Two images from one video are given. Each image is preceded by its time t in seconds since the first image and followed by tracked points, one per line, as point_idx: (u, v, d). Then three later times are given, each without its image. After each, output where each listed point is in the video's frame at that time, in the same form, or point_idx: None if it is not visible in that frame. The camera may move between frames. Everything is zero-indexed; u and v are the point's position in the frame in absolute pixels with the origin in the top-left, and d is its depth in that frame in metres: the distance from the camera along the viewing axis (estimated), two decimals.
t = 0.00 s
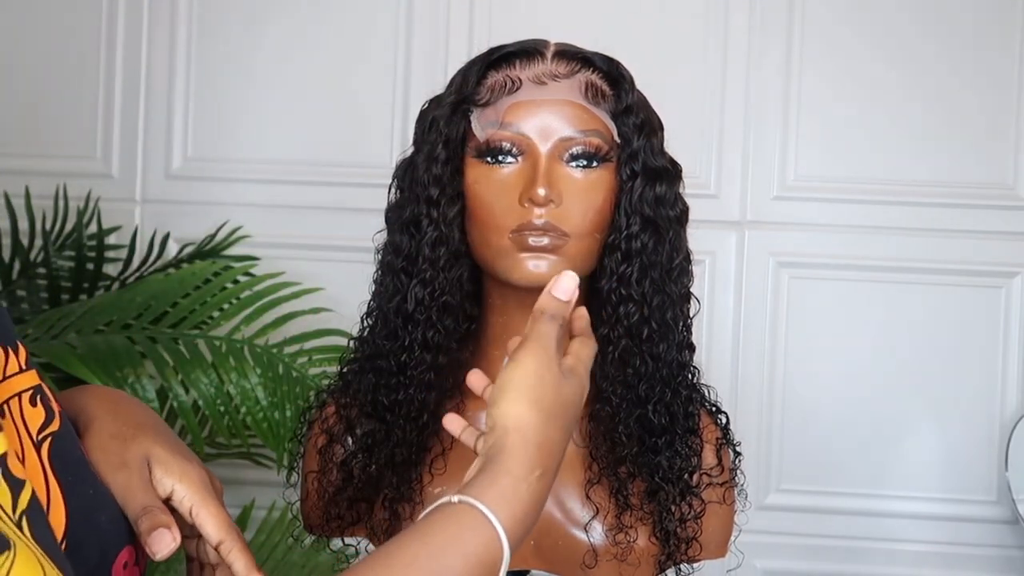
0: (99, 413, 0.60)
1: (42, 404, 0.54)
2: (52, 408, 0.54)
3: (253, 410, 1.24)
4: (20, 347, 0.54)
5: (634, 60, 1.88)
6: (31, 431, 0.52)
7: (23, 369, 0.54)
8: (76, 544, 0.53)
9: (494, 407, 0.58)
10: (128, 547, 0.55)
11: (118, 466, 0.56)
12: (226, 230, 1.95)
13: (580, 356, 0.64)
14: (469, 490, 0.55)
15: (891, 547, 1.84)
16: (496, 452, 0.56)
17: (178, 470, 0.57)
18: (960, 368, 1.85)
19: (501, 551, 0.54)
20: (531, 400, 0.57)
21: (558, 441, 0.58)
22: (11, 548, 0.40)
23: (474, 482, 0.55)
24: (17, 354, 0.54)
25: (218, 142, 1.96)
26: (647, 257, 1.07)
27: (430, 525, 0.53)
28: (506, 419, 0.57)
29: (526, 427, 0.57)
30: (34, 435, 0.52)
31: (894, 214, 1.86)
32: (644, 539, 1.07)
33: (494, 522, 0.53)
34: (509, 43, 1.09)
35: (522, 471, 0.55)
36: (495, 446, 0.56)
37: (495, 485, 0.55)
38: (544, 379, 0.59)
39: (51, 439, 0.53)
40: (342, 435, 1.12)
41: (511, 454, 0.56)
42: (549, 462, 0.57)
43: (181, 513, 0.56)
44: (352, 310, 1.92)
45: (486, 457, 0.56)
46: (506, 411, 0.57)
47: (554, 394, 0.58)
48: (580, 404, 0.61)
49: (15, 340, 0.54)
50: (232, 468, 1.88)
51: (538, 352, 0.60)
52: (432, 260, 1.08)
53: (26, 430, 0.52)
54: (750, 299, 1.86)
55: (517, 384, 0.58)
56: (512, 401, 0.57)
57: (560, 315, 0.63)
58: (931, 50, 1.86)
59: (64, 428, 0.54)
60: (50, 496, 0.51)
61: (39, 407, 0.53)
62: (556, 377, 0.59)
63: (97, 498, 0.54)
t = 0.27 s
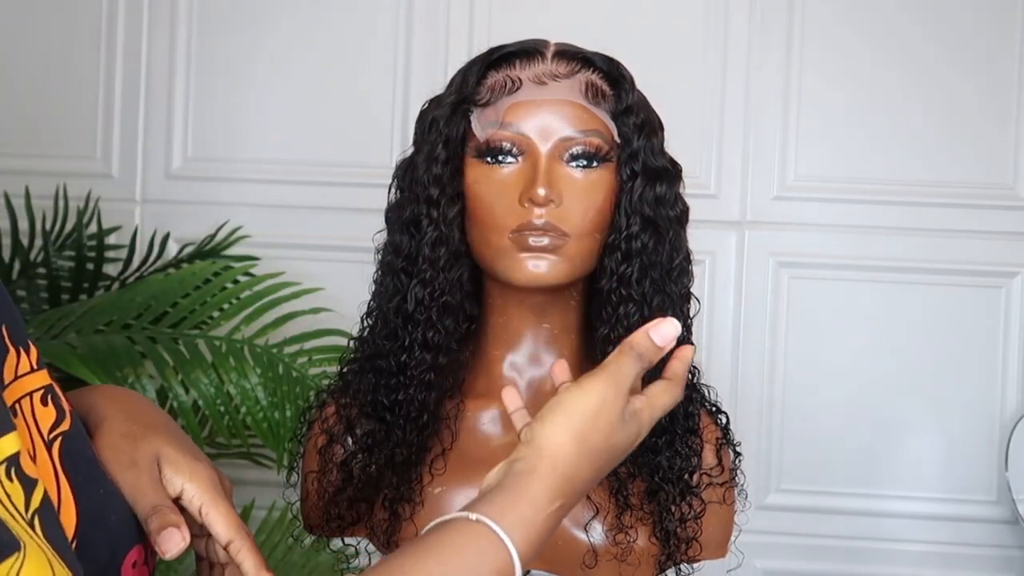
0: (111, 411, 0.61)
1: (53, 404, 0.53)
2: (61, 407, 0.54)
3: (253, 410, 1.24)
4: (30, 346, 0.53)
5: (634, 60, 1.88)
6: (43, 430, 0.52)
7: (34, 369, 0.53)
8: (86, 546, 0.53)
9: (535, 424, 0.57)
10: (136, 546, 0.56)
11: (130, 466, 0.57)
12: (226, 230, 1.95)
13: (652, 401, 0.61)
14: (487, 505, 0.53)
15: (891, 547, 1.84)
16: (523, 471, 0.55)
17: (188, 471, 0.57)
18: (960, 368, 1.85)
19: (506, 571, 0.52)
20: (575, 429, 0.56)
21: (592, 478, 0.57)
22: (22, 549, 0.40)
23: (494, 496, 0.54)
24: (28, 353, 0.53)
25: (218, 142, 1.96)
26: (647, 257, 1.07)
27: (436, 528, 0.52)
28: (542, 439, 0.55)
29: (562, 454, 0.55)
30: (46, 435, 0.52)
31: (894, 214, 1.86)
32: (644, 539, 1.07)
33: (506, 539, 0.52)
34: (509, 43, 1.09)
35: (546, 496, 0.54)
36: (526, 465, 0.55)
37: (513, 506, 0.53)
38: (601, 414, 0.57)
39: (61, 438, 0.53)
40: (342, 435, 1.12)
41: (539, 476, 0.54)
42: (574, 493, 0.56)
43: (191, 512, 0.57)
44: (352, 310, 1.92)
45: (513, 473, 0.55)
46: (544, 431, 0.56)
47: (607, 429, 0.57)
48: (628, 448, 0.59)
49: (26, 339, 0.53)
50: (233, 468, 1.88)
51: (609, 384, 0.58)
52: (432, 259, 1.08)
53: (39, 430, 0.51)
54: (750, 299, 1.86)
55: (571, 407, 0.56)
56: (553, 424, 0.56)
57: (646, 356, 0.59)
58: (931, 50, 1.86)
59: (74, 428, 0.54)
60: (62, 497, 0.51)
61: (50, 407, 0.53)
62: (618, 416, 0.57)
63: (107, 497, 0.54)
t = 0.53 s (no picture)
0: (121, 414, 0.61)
1: (62, 404, 0.54)
2: (70, 406, 0.55)
3: (253, 410, 1.24)
4: (39, 347, 0.55)
5: (634, 60, 1.88)
6: (51, 431, 0.53)
7: (43, 369, 0.54)
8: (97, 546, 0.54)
9: (536, 416, 0.57)
10: (143, 546, 0.57)
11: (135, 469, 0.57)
12: (227, 230, 1.95)
13: (649, 390, 0.61)
14: (489, 499, 0.53)
15: (891, 546, 1.84)
16: (524, 464, 0.54)
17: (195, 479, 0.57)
18: (960, 368, 1.85)
19: (511, 563, 0.52)
20: (574, 421, 0.56)
21: (592, 469, 0.57)
22: (30, 549, 0.40)
23: (496, 490, 0.53)
24: (37, 354, 0.54)
25: (218, 142, 1.96)
26: (647, 257, 1.07)
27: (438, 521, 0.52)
28: (543, 431, 0.55)
29: (562, 446, 0.55)
30: (54, 435, 0.53)
31: (894, 214, 1.86)
32: (644, 539, 1.07)
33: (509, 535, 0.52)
34: (509, 43, 1.09)
35: (547, 488, 0.54)
36: (527, 458, 0.55)
37: (515, 499, 0.53)
38: (601, 404, 0.56)
39: (70, 438, 0.54)
40: (342, 435, 1.12)
41: (540, 469, 0.54)
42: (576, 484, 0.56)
43: (197, 513, 0.56)
44: (352, 310, 1.92)
45: (514, 466, 0.54)
46: (544, 423, 0.56)
47: (606, 419, 0.57)
48: (628, 438, 0.59)
49: (35, 339, 0.54)
50: (233, 468, 1.88)
51: (608, 373, 0.58)
52: (432, 260, 1.08)
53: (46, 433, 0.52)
54: (751, 299, 1.86)
55: (571, 398, 0.56)
56: (553, 416, 0.56)
57: (643, 344, 0.59)
58: (931, 50, 1.86)
59: (83, 427, 0.55)
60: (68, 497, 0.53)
61: (59, 407, 0.54)
62: (618, 407, 0.57)
63: (114, 498, 0.55)
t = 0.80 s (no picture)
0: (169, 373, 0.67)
1: (68, 403, 0.60)
2: (75, 406, 0.61)
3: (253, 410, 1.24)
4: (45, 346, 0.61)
5: (634, 60, 1.88)
6: (59, 430, 0.59)
7: (48, 369, 0.60)
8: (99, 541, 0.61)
9: (521, 431, 0.62)
10: (151, 544, 0.64)
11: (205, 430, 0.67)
12: (227, 230, 1.95)
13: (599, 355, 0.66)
14: (501, 514, 0.59)
15: (891, 547, 1.84)
16: (523, 476, 0.61)
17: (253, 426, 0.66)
18: (960, 368, 1.85)
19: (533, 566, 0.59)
20: (554, 424, 0.61)
21: (582, 459, 0.62)
22: (35, 554, 0.46)
23: (505, 506, 0.60)
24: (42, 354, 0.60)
25: (218, 143, 1.96)
26: (647, 257, 1.07)
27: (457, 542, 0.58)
28: (531, 443, 0.61)
29: (554, 452, 0.61)
30: (62, 434, 0.59)
31: (894, 214, 1.86)
32: (644, 539, 1.07)
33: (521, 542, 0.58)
34: (509, 43, 1.09)
35: (551, 494, 0.60)
36: (521, 470, 0.61)
37: (525, 511, 0.59)
38: (572, 400, 0.62)
39: (77, 437, 0.60)
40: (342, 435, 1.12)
41: (536, 478, 0.60)
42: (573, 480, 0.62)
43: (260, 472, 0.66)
44: (352, 310, 1.92)
45: (518, 482, 0.61)
46: (530, 435, 0.61)
47: (583, 412, 0.62)
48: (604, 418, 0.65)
49: (40, 339, 0.60)
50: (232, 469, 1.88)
51: (569, 368, 0.62)
52: (432, 259, 1.08)
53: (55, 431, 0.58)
54: (750, 299, 1.86)
55: (545, 401, 0.62)
56: (536, 425, 0.61)
57: (589, 322, 0.64)
58: (931, 50, 1.85)
59: (89, 426, 0.61)
60: (78, 495, 0.59)
61: (65, 406, 0.60)
62: (586, 393, 0.63)
63: (121, 495, 0.61)
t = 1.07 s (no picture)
0: (187, 364, 0.73)
1: (62, 403, 0.60)
2: (69, 405, 0.61)
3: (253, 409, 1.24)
4: (39, 347, 0.60)
5: (634, 60, 1.88)
6: (55, 431, 0.59)
7: (43, 369, 0.60)
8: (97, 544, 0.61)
9: (536, 445, 0.66)
10: (147, 544, 0.65)
11: (215, 425, 0.75)
12: (226, 230, 1.95)
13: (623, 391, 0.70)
14: (503, 529, 0.62)
15: (891, 546, 1.84)
16: (531, 490, 0.64)
17: (262, 421, 0.74)
18: (961, 368, 1.85)
19: None
20: (569, 444, 0.65)
21: (588, 484, 0.66)
22: (31, 557, 0.46)
23: (507, 521, 0.63)
24: (37, 354, 0.60)
25: (218, 143, 1.96)
26: (648, 257, 1.07)
27: (460, 554, 0.60)
28: (542, 459, 0.65)
29: (561, 468, 0.64)
30: (57, 435, 0.59)
31: (894, 214, 1.86)
32: (644, 539, 1.07)
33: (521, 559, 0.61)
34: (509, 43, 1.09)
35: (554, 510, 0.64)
36: (530, 485, 0.64)
37: (527, 527, 0.62)
38: (590, 423, 0.66)
39: (71, 438, 0.60)
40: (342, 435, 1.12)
41: (543, 496, 0.64)
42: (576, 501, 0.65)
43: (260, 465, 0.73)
44: (352, 310, 1.92)
45: (522, 496, 0.64)
46: (544, 452, 0.65)
47: (598, 437, 0.66)
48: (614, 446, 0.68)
49: (35, 339, 0.60)
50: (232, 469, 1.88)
51: (596, 386, 0.67)
52: (432, 259, 1.08)
53: (50, 432, 0.58)
54: (750, 298, 1.86)
55: (563, 421, 0.66)
56: (550, 443, 0.65)
57: (622, 351, 0.70)
58: (931, 50, 1.85)
59: (82, 427, 0.61)
60: (74, 496, 0.59)
61: (60, 406, 0.60)
62: (603, 420, 0.67)
63: (116, 495, 0.62)
